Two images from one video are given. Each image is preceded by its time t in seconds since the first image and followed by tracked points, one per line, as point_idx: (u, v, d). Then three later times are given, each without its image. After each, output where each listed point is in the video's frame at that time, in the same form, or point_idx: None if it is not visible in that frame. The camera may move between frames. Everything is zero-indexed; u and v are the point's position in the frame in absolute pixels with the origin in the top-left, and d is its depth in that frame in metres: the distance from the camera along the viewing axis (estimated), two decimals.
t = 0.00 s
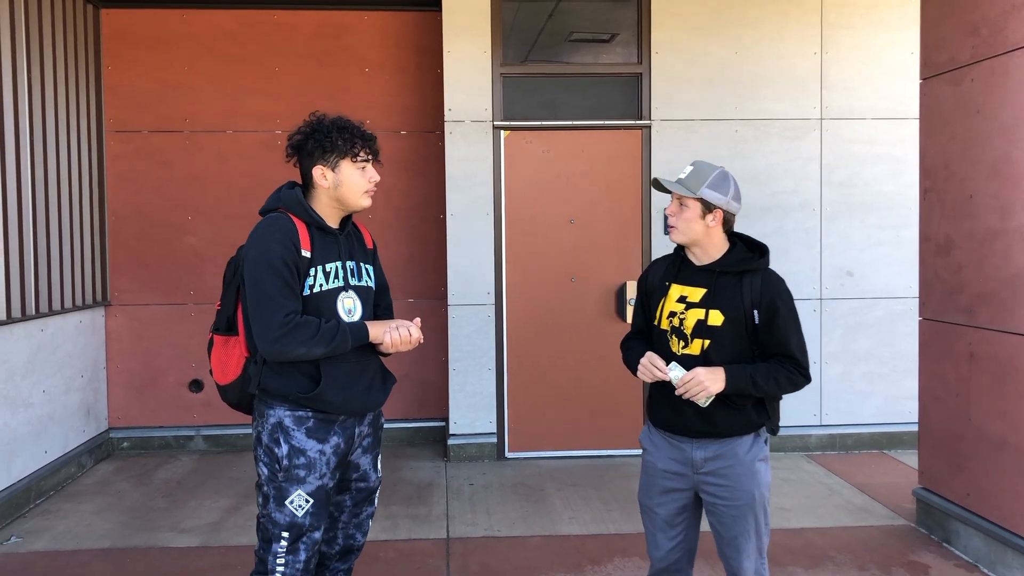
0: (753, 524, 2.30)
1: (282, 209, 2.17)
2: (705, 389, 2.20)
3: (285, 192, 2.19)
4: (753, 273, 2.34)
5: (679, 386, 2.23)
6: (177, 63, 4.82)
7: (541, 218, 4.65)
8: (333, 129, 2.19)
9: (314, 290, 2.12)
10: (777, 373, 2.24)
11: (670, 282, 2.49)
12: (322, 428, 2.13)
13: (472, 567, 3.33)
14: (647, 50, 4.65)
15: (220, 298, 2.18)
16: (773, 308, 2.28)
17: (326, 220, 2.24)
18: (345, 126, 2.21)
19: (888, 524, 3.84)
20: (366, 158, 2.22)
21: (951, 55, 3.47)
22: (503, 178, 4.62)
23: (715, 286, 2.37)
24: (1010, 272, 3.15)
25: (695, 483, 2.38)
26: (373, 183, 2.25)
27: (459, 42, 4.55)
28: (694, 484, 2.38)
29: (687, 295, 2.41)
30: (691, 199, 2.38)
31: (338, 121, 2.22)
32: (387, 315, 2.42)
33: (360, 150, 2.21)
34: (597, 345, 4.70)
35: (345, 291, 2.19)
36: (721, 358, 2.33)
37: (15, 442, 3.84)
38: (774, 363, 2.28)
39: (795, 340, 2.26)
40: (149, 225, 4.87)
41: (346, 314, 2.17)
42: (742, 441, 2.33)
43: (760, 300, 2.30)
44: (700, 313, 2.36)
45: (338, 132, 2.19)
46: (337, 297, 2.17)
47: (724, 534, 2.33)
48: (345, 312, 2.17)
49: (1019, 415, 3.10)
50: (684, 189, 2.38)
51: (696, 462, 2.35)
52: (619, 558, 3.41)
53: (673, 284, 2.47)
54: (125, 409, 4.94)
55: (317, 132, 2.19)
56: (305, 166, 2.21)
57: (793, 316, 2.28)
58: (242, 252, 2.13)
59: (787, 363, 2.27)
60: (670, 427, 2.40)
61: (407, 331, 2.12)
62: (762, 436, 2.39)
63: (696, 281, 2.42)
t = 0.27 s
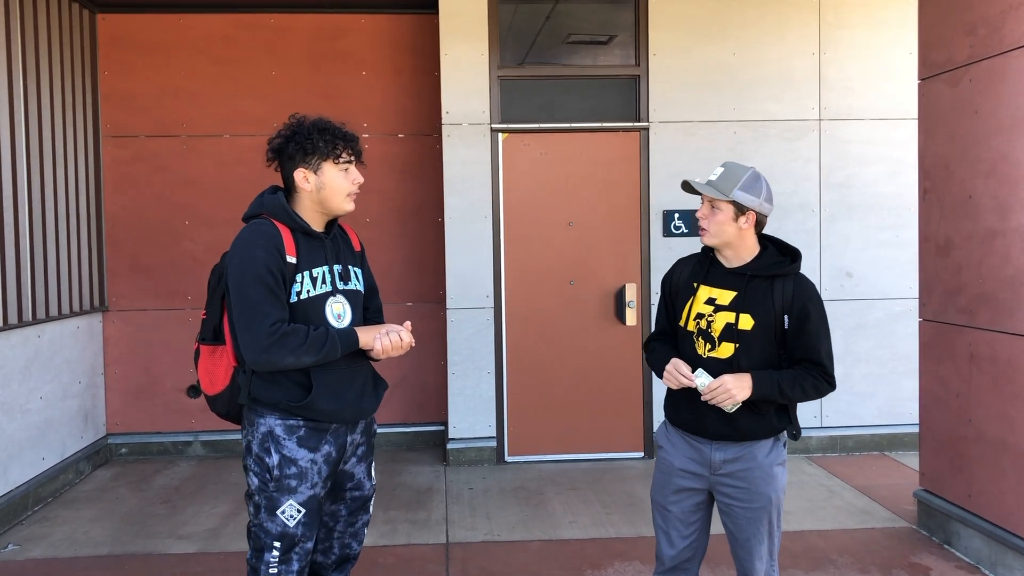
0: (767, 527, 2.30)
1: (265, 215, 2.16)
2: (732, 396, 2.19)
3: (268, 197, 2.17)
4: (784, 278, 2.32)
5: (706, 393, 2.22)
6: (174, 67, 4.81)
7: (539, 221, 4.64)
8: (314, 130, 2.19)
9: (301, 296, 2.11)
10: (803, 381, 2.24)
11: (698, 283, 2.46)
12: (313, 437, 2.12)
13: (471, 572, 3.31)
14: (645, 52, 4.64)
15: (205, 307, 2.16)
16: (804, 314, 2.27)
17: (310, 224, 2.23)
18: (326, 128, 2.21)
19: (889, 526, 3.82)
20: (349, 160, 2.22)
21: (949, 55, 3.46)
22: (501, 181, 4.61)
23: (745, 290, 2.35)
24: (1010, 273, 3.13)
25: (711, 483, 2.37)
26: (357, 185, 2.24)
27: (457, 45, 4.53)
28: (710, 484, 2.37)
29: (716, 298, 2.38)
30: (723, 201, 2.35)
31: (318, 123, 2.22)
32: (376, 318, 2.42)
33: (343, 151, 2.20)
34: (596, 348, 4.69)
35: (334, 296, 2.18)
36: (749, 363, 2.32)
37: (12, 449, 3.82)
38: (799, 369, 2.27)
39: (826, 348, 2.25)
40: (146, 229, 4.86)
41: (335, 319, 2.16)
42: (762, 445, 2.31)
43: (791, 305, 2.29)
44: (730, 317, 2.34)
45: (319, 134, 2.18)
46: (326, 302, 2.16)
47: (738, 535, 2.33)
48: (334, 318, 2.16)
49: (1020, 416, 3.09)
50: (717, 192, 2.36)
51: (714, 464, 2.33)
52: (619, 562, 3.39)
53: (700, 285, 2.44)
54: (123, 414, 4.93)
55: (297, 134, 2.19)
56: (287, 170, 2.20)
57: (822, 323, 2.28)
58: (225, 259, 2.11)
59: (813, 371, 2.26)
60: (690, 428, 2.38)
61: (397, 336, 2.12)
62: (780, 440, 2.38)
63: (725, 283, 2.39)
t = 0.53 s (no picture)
0: (774, 528, 2.32)
1: (258, 220, 2.17)
2: (747, 398, 2.19)
3: (261, 201, 2.18)
4: (796, 279, 2.34)
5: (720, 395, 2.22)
6: (173, 72, 4.82)
7: (539, 224, 4.64)
8: (302, 133, 2.21)
9: (295, 302, 2.12)
10: (815, 381, 2.25)
11: (709, 284, 2.46)
12: (308, 443, 2.12)
13: None
14: (643, 55, 4.65)
15: (198, 313, 2.15)
16: (817, 314, 2.29)
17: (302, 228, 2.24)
18: (315, 131, 2.23)
19: (890, 528, 3.83)
20: (338, 162, 2.23)
21: (947, 57, 3.47)
22: (500, 184, 4.61)
23: (757, 291, 2.36)
24: (1008, 275, 3.14)
25: (718, 483, 2.38)
26: (347, 188, 2.25)
27: (456, 48, 4.54)
28: (717, 484, 2.38)
29: (728, 299, 2.39)
30: (736, 202, 2.35)
31: (307, 126, 2.24)
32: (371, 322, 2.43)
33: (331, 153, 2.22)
34: (595, 351, 4.69)
35: (328, 301, 2.19)
36: (762, 363, 2.33)
37: (12, 454, 3.83)
38: (811, 370, 2.29)
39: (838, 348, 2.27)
40: (146, 234, 4.86)
41: (329, 324, 2.17)
42: (771, 445, 2.33)
43: (803, 305, 2.31)
44: (743, 317, 2.34)
45: (306, 137, 2.20)
46: (320, 307, 2.17)
47: (744, 535, 2.34)
48: (328, 322, 2.17)
49: (1019, 418, 3.09)
50: (730, 194, 2.35)
51: (723, 464, 2.34)
52: (619, 564, 3.40)
53: (712, 287, 2.45)
54: (123, 419, 4.93)
55: (285, 138, 2.21)
56: (278, 175, 2.22)
57: (834, 324, 2.30)
58: (218, 264, 2.12)
59: (824, 371, 2.28)
60: (699, 429, 2.39)
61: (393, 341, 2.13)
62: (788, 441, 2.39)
63: (736, 285, 2.40)
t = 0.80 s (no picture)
0: (775, 526, 2.33)
1: (256, 219, 2.18)
2: (744, 396, 2.21)
3: (260, 201, 2.19)
4: (784, 275, 2.37)
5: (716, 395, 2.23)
6: (172, 72, 4.82)
7: (538, 225, 4.64)
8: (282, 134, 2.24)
9: (291, 302, 2.12)
10: (809, 375, 2.28)
11: (699, 287, 2.45)
12: (302, 444, 2.12)
13: None
14: (643, 56, 4.65)
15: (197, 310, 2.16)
16: (808, 308, 2.33)
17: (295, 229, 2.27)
18: (288, 133, 2.23)
19: (888, 529, 3.83)
20: (308, 159, 2.21)
21: (946, 58, 3.48)
22: (499, 185, 4.62)
23: (748, 289, 2.37)
24: (1007, 276, 3.14)
25: (719, 485, 2.38)
26: (318, 186, 2.21)
27: (455, 49, 4.55)
28: (717, 486, 2.39)
29: (720, 299, 2.39)
30: (754, 202, 2.39)
31: (291, 125, 2.26)
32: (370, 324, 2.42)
33: (303, 151, 2.22)
34: (594, 351, 4.69)
35: (325, 302, 2.19)
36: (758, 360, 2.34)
37: (11, 454, 3.82)
38: (804, 365, 2.32)
39: (830, 340, 2.32)
40: (146, 234, 4.86)
41: (325, 326, 2.18)
42: (770, 445, 2.34)
43: (793, 300, 2.35)
44: (736, 316, 2.35)
45: (282, 141, 2.23)
46: (317, 308, 2.17)
47: (746, 535, 2.35)
48: (325, 324, 2.18)
49: (1017, 419, 3.09)
50: (750, 194, 2.36)
51: (722, 466, 2.35)
52: (618, 565, 3.40)
53: (703, 289, 2.44)
54: (121, 419, 4.93)
55: (271, 140, 2.26)
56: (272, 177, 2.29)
57: (824, 319, 2.34)
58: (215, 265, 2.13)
59: (817, 365, 2.32)
60: (697, 432, 2.38)
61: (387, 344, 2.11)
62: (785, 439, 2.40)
63: (727, 285, 2.41)
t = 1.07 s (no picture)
0: (770, 523, 2.34)
1: (259, 219, 2.21)
2: (732, 392, 2.21)
3: (262, 201, 2.22)
4: (758, 271, 2.41)
5: (704, 396, 2.22)
6: (174, 72, 4.83)
7: (539, 225, 4.65)
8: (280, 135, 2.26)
9: (291, 302, 2.13)
10: (791, 366, 2.30)
11: (675, 291, 2.46)
12: (301, 443, 2.13)
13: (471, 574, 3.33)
14: (643, 56, 4.66)
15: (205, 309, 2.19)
16: (784, 301, 2.36)
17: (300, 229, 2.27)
18: (286, 134, 2.25)
19: (888, 529, 3.84)
20: (305, 158, 2.22)
21: (947, 59, 3.48)
22: (500, 185, 4.63)
23: (725, 288, 2.40)
24: (1007, 276, 3.15)
25: (712, 485, 2.39)
26: (316, 184, 2.21)
27: (457, 49, 4.56)
28: (711, 486, 2.40)
29: (697, 300, 2.40)
30: (721, 203, 2.42)
31: (290, 125, 2.28)
32: (376, 324, 2.42)
33: (301, 151, 2.23)
34: (594, 351, 4.70)
35: (326, 302, 2.20)
36: (741, 356, 2.36)
37: (13, 452, 3.84)
38: (785, 357, 2.34)
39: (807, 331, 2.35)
40: (147, 233, 4.88)
41: (326, 326, 2.18)
42: (759, 441, 2.36)
43: (770, 294, 2.38)
44: (716, 315, 2.37)
45: (280, 143, 2.25)
46: (317, 308, 2.18)
47: (741, 534, 2.35)
48: (325, 324, 2.18)
49: (1017, 419, 3.10)
50: (717, 195, 2.39)
51: (715, 466, 2.36)
52: (617, 564, 3.41)
53: (678, 292, 2.44)
54: (123, 418, 4.94)
55: (271, 140, 2.28)
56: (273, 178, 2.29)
57: (800, 311, 2.37)
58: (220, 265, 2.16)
59: (798, 356, 2.34)
60: (688, 433, 2.39)
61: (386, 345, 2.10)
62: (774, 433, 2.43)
63: (703, 285, 2.42)
